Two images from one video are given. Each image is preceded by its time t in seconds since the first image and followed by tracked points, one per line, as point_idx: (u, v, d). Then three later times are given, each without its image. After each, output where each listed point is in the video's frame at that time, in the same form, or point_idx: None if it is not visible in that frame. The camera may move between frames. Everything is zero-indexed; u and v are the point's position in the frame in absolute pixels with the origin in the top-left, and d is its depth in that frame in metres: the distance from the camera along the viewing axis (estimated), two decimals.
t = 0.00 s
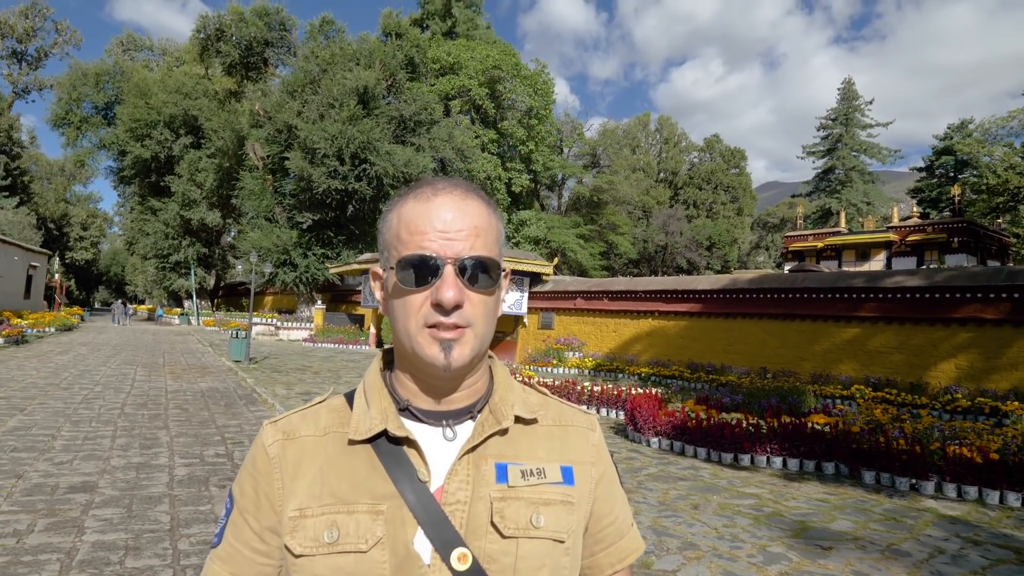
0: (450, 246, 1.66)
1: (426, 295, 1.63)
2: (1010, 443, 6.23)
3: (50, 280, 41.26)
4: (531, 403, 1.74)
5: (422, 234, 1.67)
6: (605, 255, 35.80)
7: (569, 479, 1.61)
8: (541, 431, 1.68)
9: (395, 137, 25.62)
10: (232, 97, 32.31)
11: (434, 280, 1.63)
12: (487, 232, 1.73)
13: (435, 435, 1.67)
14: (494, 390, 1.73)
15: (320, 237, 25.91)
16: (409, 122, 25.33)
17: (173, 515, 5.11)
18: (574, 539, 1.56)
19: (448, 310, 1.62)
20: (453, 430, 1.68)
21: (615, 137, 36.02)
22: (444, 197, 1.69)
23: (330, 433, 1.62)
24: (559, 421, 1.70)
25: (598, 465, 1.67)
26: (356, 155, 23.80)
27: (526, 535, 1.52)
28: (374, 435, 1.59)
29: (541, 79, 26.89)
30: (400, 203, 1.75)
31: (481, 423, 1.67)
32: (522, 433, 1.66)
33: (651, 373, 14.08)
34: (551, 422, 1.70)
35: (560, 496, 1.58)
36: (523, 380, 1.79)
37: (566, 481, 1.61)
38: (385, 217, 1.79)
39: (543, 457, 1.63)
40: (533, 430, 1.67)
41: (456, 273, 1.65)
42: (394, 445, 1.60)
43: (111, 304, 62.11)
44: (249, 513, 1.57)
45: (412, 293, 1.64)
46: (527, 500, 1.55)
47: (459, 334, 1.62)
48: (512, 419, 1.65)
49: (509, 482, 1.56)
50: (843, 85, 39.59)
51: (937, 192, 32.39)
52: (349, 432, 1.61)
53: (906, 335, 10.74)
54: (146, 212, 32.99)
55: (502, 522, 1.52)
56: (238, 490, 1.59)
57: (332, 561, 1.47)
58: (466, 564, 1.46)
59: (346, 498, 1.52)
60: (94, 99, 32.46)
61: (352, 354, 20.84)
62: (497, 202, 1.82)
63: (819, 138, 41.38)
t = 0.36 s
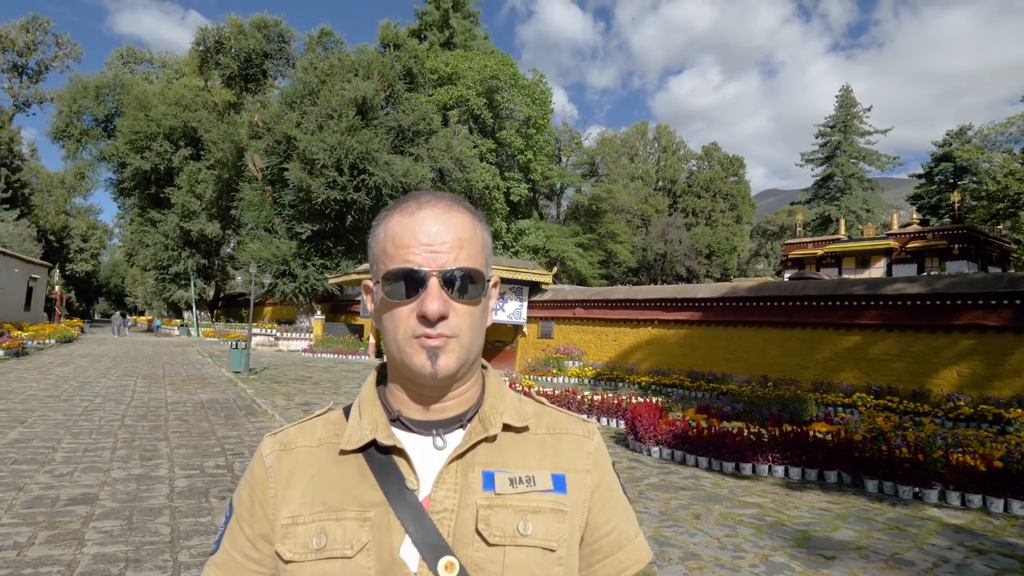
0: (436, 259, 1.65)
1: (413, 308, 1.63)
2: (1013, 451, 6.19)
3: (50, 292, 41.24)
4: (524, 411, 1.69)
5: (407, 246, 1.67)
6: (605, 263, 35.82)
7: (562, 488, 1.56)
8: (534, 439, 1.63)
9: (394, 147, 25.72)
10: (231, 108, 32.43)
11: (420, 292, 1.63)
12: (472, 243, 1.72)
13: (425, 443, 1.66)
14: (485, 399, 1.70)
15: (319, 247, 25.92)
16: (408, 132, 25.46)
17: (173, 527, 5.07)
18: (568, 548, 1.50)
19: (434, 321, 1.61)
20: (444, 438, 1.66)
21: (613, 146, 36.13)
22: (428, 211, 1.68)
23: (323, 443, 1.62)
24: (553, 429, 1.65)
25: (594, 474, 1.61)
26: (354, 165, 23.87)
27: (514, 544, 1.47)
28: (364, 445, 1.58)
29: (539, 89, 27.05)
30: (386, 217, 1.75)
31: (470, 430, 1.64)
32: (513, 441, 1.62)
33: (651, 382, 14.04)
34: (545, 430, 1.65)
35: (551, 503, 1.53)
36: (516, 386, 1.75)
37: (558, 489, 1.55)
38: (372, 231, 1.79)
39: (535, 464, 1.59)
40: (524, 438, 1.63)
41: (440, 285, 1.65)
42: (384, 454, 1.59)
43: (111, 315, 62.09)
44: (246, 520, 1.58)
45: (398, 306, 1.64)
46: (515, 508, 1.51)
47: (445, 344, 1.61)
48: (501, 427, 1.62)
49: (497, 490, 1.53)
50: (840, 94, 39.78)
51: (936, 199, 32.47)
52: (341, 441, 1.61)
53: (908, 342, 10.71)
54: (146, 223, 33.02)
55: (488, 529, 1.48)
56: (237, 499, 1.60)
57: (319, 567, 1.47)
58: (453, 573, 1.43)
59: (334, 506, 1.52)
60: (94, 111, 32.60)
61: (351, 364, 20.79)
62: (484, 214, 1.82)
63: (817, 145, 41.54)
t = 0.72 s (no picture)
0: (442, 263, 1.66)
1: (421, 312, 1.63)
2: (1018, 454, 6.17)
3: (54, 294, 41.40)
4: (532, 411, 1.70)
5: (412, 251, 1.68)
6: (608, 266, 35.80)
7: (569, 487, 1.56)
8: (541, 438, 1.64)
9: (397, 150, 25.77)
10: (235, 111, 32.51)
11: (429, 296, 1.64)
12: (476, 244, 1.73)
13: (433, 442, 1.66)
14: (491, 398, 1.71)
15: (322, 250, 25.97)
16: (411, 135, 25.52)
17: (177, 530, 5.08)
18: (575, 548, 1.50)
19: (442, 326, 1.62)
20: (451, 437, 1.67)
21: (616, 149, 36.10)
22: (432, 213, 1.69)
23: (330, 444, 1.64)
24: (560, 429, 1.66)
25: (601, 473, 1.62)
26: (358, 168, 23.92)
27: (522, 542, 1.47)
28: (373, 445, 1.59)
29: (541, 91, 27.06)
30: (389, 221, 1.75)
31: (477, 429, 1.65)
32: (520, 441, 1.63)
33: (655, 385, 14.02)
34: (552, 429, 1.66)
35: (559, 502, 1.53)
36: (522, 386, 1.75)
37: (566, 488, 1.56)
38: (375, 235, 1.79)
39: (542, 463, 1.59)
40: (531, 437, 1.63)
41: (447, 289, 1.65)
42: (392, 454, 1.60)
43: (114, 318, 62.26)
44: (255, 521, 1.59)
45: (406, 311, 1.65)
46: (523, 507, 1.51)
47: (456, 348, 1.62)
48: (508, 425, 1.63)
49: (504, 489, 1.53)
50: (844, 96, 39.70)
51: (940, 202, 32.36)
52: (350, 443, 1.62)
53: (912, 345, 10.68)
54: (150, 226, 33.13)
55: (496, 528, 1.49)
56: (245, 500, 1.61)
57: (328, 566, 1.47)
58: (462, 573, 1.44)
59: (341, 506, 1.53)
60: (99, 114, 32.73)
61: (354, 367, 20.79)
62: (486, 214, 1.83)
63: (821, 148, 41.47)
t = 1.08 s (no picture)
0: (445, 268, 1.67)
1: (424, 317, 1.65)
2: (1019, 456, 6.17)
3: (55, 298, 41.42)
4: (536, 420, 1.69)
5: (415, 257, 1.69)
6: (609, 269, 35.81)
7: (570, 497, 1.54)
8: (545, 448, 1.62)
9: (397, 154, 25.80)
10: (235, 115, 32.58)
11: (432, 300, 1.65)
12: (479, 250, 1.74)
13: (438, 450, 1.67)
14: (497, 405, 1.70)
15: (323, 253, 25.99)
16: (411, 138, 25.56)
17: (176, 534, 5.08)
18: (575, 559, 1.48)
19: (445, 330, 1.63)
20: (455, 445, 1.67)
21: (616, 152, 36.15)
22: (435, 220, 1.70)
23: (339, 450, 1.67)
24: (564, 438, 1.64)
25: (605, 483, 1.59)
26: (358, 172, 23.97)
27: (520, 553, 1.46)
28: (378, 452, 1.61)
29: (541, 95, 27.13)
30: (393, 229, 1.77)
31: (480, 437, 1.65)
32: (522, 450, 1.62)
33: (655, 388, 14.02)
34: (556, 438, 1.64)
35: (559, 513, 1.51)
36: (528, 393, 1.75)
37: (567, 498, 1.54)
38: (381, 242, 1.81)
39: (543, 472, 1.58)
40: (534, 446, 1.62)
41: (449, 294, 1.66)
42: (396, 461, 1.61)
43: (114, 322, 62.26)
44: (268, 525, 1.63)
45: (410, 317, 1.66)
46: (523, 516, 1.50)
47: (458, 351, 1.62)
48: (510, 435, 1.62)
49: (504, 498, 1.52)
50: (844, 99, 39.79)
51: (940, 204, 32.43)
52: (357, 449, 1.65)
53: (912, 347, 10.69)
54: (150, 229, 33.15)
55: (494, 537, 1.48)
56: (260, 504, 1.66)
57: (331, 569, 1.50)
58: None
59: (347, 512, 1.55)
60: (99, 119, 32.80)
61: (354, 370, 20.80)
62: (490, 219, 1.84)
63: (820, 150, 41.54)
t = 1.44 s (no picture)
0: (432, 275, 1.68)
1: (411, 326, 1.67)
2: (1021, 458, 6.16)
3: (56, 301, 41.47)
4: (533, 419, 1.68)
5: (404, 265, 1.71)
6: (610, 271, 35.83)
7: (561, 497, 1.52)
8: (540, 447, 1.61)
9: (399, 156, 25.84)
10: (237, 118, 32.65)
11: (419, 309, 1.67)
12: (469, 255, 1.73)
13: (434, 449, 1.69)
14: (493, 407, 1.70)
15: (324, 256, 26.02)
16: (412, 141, 25.60)
17: (178, 537, 5.08)
18: (564, 558, 1.44)
19: (431, 339, 1.65)
20: (451, 444, 1.68)
21: (617, 154, 36.17)
22: (424, 227, 1.71)
23: (343, 449, 1.73)
24: (561, 437, 1.62)
25: (601, 483, 1.55)
26: (360, 174, 24.01)
27: (504, 550, 1.44)
28: (375, 450, 1.66)
29: (542, 97, 27.19)
30: (387, 236, 1.80)
31: (473, 437, 1.66)
32: (516, 449, 1.61)
33: (657, 390, 14.00)
34: (553, 438, 1.63)
35: (548, 512, 1.49)
36: (526, 395, 1.74)
37: (557, 499, 1.52)
38: (377, 249, 1.85)
39: (534, 472, 1.56)
40: (527, 445, 1.62)
41: (435, 301, 1.67)
42: (393, 459, 1.65)
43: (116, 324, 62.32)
44: (282, 517, 1.73)
45: (399, 325, 1.69)
46: (510, 514, 1.49)
47: (445, 359, 1.63)
48: (502, 434, 1.62)
49: (491, 496, 1.52)
50: (844, 100, 39.81)
51: (941, 206, 32.43)
52: (358, 449, 1.71)
53: (914, 349, 10.68)
54: (152, 232, 33.20)
55: (478, 535, 1.47)
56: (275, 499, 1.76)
57: (328, 562, 1.56)
58: None
59: (345, 507, 1.61)
60: (101, 122, 32.86)
61: (356, 373, 20.82)
62: (485, 221, 1.83)
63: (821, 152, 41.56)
